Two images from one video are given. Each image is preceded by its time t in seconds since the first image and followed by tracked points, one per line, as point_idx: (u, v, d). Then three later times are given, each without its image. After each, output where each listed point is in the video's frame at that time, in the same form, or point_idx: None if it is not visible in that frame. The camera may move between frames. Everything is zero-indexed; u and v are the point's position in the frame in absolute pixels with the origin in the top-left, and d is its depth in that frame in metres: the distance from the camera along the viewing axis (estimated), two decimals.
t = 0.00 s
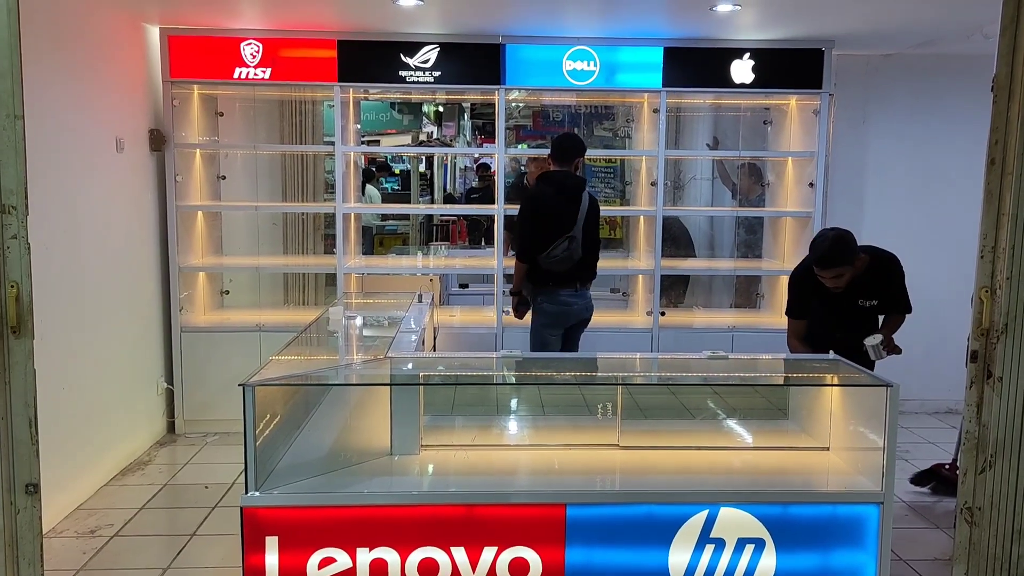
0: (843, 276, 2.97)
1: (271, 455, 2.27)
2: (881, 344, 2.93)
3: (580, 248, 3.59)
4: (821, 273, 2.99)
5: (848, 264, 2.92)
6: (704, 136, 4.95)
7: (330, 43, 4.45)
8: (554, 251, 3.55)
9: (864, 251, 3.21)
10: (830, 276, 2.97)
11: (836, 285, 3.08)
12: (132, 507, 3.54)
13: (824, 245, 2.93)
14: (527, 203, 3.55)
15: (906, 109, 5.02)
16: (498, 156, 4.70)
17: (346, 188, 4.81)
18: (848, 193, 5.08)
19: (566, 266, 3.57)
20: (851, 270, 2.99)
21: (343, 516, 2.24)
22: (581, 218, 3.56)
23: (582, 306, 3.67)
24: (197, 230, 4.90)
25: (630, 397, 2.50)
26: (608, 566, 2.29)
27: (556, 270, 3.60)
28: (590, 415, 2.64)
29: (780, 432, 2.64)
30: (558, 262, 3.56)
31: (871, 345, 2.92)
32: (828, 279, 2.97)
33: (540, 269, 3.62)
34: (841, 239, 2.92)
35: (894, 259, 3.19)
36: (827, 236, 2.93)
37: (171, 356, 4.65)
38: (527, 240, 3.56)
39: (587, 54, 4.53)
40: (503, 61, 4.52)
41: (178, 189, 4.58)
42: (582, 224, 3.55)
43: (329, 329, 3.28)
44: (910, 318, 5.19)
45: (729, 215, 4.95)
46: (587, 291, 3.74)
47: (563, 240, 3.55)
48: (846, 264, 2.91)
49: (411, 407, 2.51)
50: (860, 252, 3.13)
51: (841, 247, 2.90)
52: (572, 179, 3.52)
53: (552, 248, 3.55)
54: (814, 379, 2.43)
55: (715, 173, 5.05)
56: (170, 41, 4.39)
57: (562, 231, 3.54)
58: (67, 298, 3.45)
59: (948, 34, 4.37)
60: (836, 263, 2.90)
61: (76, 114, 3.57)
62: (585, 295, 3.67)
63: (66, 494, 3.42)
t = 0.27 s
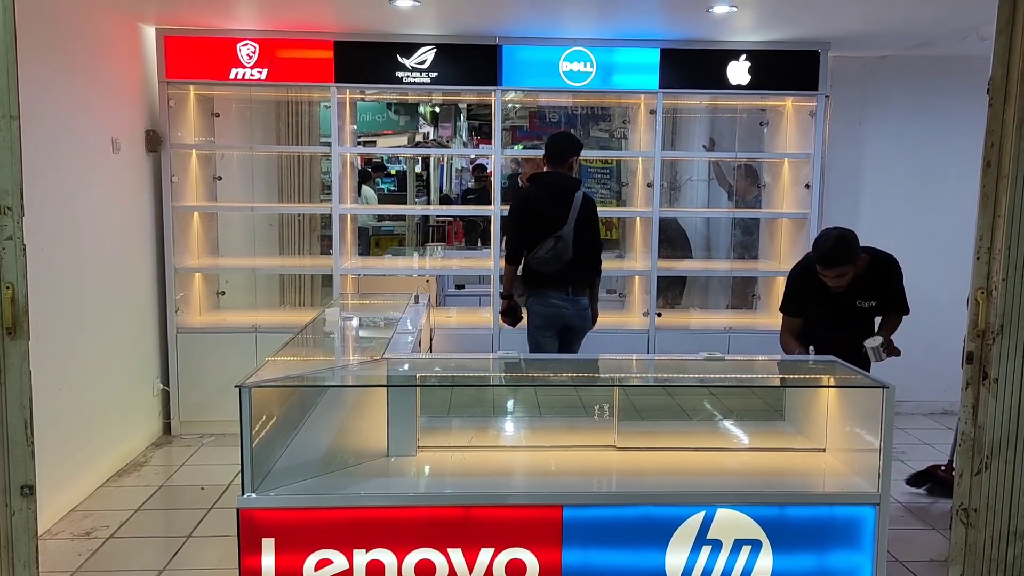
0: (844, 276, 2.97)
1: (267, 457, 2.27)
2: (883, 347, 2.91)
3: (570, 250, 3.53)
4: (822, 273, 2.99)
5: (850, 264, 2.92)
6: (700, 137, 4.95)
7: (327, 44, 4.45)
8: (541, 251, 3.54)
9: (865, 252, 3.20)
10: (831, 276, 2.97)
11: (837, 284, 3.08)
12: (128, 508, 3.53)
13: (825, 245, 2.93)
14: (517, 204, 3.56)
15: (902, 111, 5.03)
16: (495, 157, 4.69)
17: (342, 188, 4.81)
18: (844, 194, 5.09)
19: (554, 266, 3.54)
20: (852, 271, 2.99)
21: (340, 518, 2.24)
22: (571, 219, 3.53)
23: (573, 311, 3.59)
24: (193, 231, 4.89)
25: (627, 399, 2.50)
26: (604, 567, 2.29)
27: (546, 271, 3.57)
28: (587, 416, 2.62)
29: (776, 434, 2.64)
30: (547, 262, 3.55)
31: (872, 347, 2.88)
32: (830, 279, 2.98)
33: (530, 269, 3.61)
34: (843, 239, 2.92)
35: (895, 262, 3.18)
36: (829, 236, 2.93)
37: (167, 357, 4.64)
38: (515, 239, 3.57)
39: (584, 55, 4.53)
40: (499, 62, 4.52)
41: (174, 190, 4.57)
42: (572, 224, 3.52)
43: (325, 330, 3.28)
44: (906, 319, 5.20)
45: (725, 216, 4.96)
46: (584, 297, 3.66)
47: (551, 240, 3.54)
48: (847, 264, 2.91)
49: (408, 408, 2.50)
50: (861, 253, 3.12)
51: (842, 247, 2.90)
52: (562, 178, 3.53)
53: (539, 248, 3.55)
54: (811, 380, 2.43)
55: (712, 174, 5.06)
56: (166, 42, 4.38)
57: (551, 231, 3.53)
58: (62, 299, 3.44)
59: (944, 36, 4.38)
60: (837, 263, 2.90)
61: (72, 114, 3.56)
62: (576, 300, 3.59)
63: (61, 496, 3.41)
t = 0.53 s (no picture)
0: (841, 274, 2.98)
1: (262, 455, 2.27)
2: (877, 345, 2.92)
3: (558, 251, 3.47)
4: (819, 270, 2.99)
5: (846, 262, 2.93)
6: (696, 135, 4.95)
7: (322, 41, 4.44)
8: (530, 250, 3.51)
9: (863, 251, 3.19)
10: (828, 273, 2.98)
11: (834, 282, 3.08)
12: (122, 506, 3.52)
13: (823, 242, 2.93)
14: (517, 200, 3.58)
15: (896, 109, 5.04)
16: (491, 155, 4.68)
17: (338, 186, 4.80)
18: (840, 193, 5.10)
19: (542, 266, 3.49)
20: (849, 269, 2.99)
21: (336, 516, 2.23)
22: (564, 218, 3.48)
23: (557, 314, 3.57)
24: (188, 229, 4.87)
25: (622, 396, 2.52)
26: (599, 565, 2.29)
27: (535, 269, 3.54)
28: (582, 414, 2.63)
29: (771, 433, 2.65)
30: (535, 262, 3.51)
31: (867, 345, 2.88)
32: (827, 277, 2.98)
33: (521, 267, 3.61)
34: (841, 237, 2.92)
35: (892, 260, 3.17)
36: (827, 233, 2.93)
37: (162, 354, 4.62)
38: (510, 238, 3.59)
39: (579, 53, 4.53)
40: (495, 60, 4.52)
41: (168, 187, 4.55)
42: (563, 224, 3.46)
43: (320, 328, 3.27)
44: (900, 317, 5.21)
45: (720, 214, 4.96)
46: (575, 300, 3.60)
47: (541, 238, 3.50)
48: (844, 262, 2.92)
49: (403, 406, 2.50)
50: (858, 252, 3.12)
51: (839, 245, 2.90)
52: (560, 179, 3.52)
53: (530, 247, 3.52)
54: (805, 378, 2.44)
55: (707, 172, 5.07)
56: (161, 39, 4.36)
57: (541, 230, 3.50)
58: (57, 296, 3.43)
59: (938, 35, 4.40)
60: (834, 260, 2.91)
61: (66, 112, 3.55)
62: (563, 302, 3.56)
63: (55, 494, 3.40)
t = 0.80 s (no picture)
0: (835, 268, 2.98)
1: (256, 449, 2.26)
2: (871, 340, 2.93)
3: (550, 246, 3.47)
4: (813, 263, 3.00)
5: (841, 257, 2.93)
6: (691, 130, 4.95)
7: (317, 35, 4.42)
8: (524, 243, 3.53)
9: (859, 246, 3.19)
10: (823, 267, 2.98)
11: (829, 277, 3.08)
12: (117, 501, 3.52)
13: (818, 236, 2.93)
14: (521, 192, 3.58)
15: (892, 104, 5.05)
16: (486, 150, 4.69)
17: (333, 180, 4.77)
18: (835, 188, 5.11)
19: (535, 260, 3.51)
20: (844, 264, 2.99)
21: (330, 511, 2.23)
22: (558, 213, 3.47)
23: (551, 307, 3.58)
24: (182, 224, 4.86)
25: (616, 391, 2.54)
26: (594, 559, 2.30)
27: (530, 263, 3.56)
28: (577, 408, 2.65)
29: (764, 426, 2.67)
30: (529, 255, 3.52)
31: (861, 339, 2.89)
32: (821, 270, 2.98)
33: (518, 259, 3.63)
34: (837, 232, 2.92)
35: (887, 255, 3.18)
36: (823, 227, 2.93)
37: (157, 349, 4.61)
38: (510, 230, 3.62)
39: (575, 48, 4.52)
40: (490, 55, 4.51)
41: (163, 182, 4.54)
42: (556, 219, 3.44)
43: (315, 322, 3.27)
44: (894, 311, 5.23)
45: (715, 209, 4.97)
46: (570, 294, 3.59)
47: (535, 232, 3.50)
48: (839, 256, 2.92)
49: (398, 401, 2.50)
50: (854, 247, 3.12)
51: (834, 240, 2.90)
52: (560, 175, 3.51)
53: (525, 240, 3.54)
54: (799, 371, 2.45)
55: (702, 167, 5.07)
56: (155, 33, 4.35)
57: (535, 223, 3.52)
58: (50, 291, 3.42)
59: (933, 30, 4.40)
60: (829, 254, 2.91)
61: (59, 106, 3.54)
62: (556, 297, 3.56)
63: (49, 488, 3.40)
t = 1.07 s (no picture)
0: (829, 262, 2.98)
1: (251, 445, 2.26)
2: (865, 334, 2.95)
3: (555, 242, 3.45)
4: (808, 258, 3.00)
5: (835, 251, 2.93)
6: (687, 125, 4.95)
7: (312, 30, 4.41)
8: (531, 237, 3.52)
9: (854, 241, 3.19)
10: (817, 261, 2.99)
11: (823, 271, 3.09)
12: (113, 497, 3.51)
13: (813, 230, 2.93)
14: (529, 185, 3.59)
15: (887, 99, 5.05)
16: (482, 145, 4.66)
17: (329, 175, 4.78)
18: (830, 183, 5.11)
19: (540, 255, 3.50)
20: (838, 258, 3.00)
21: (325, 506, 2.23)
22: (565, 208, 3.45)
23: (557, 302, 3.57)
24: (177, 220, 4.85)
25: (612, 386, 2.53)
26: (588, 554, 2.30)
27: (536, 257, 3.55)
28: (572, 403, 2.65)
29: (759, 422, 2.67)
30: (535, 249, 3.51)
31: (856, 335, 2.92)
32: (815, 265, 2.99)
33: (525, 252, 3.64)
34: (831, 226, 2.92)
35: (881, 251, 3.18)
36: (818, 221, 2.94)
37: (152, 345, 4.61)
38: (518, 222, 3.62)
39: (570, 43, 4.51)
40: (486, 49, 4.50)
41: (157, 178, 4.52)
42: (563, 214, 3.42)
43: (311, 318, 3.27)
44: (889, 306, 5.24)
45: (711, 205, 4.97)
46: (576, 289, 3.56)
47: (542, 227, 3.49)
48: (833, 251, 2.93)
49: (393, 396, 2.50)
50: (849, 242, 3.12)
51: (828, 234, 2.91)
52: (570, 170, 3.50)
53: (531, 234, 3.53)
54: (794, 367, 2.46)
55: (699, 163, 5.07)
56: (148, 27, 4.32)
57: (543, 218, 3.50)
58: (44, 287, 3.41)
59: (929, 24, 4.40)
60: (823, 248, 2.91)
61: (53, 102, 3.52)
62: (562, 291, 3.55)
63: (45, 485, 3.39)
